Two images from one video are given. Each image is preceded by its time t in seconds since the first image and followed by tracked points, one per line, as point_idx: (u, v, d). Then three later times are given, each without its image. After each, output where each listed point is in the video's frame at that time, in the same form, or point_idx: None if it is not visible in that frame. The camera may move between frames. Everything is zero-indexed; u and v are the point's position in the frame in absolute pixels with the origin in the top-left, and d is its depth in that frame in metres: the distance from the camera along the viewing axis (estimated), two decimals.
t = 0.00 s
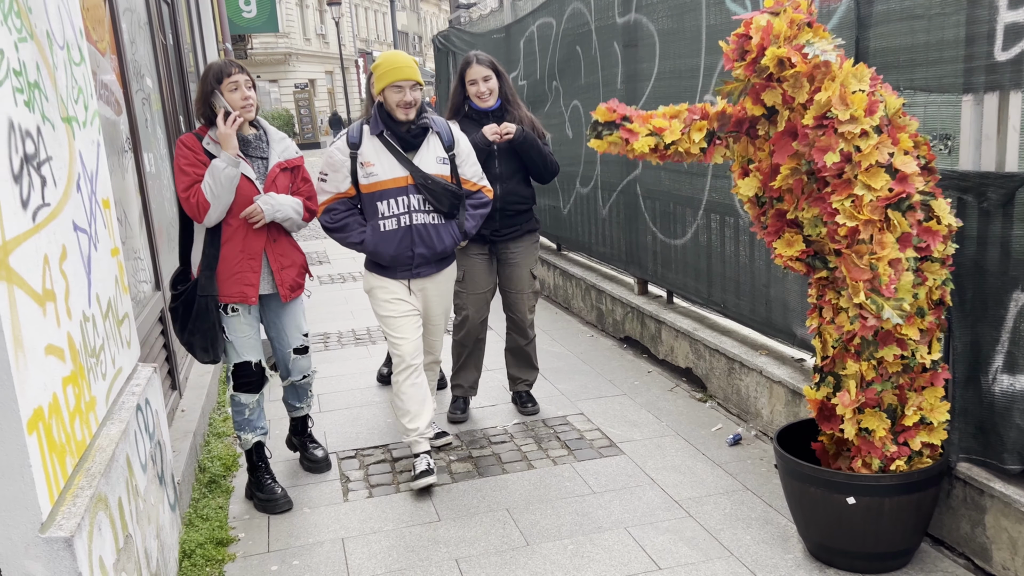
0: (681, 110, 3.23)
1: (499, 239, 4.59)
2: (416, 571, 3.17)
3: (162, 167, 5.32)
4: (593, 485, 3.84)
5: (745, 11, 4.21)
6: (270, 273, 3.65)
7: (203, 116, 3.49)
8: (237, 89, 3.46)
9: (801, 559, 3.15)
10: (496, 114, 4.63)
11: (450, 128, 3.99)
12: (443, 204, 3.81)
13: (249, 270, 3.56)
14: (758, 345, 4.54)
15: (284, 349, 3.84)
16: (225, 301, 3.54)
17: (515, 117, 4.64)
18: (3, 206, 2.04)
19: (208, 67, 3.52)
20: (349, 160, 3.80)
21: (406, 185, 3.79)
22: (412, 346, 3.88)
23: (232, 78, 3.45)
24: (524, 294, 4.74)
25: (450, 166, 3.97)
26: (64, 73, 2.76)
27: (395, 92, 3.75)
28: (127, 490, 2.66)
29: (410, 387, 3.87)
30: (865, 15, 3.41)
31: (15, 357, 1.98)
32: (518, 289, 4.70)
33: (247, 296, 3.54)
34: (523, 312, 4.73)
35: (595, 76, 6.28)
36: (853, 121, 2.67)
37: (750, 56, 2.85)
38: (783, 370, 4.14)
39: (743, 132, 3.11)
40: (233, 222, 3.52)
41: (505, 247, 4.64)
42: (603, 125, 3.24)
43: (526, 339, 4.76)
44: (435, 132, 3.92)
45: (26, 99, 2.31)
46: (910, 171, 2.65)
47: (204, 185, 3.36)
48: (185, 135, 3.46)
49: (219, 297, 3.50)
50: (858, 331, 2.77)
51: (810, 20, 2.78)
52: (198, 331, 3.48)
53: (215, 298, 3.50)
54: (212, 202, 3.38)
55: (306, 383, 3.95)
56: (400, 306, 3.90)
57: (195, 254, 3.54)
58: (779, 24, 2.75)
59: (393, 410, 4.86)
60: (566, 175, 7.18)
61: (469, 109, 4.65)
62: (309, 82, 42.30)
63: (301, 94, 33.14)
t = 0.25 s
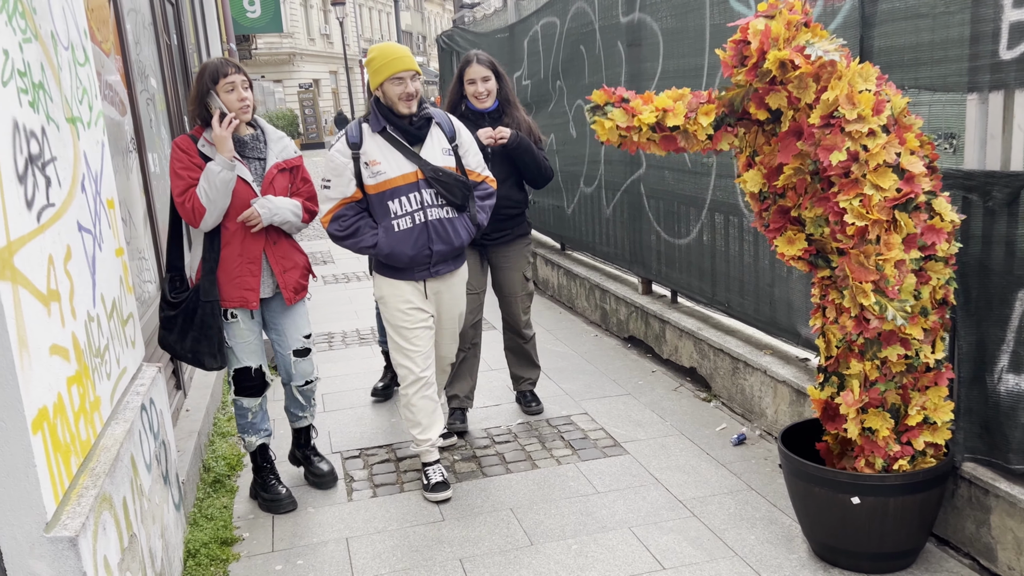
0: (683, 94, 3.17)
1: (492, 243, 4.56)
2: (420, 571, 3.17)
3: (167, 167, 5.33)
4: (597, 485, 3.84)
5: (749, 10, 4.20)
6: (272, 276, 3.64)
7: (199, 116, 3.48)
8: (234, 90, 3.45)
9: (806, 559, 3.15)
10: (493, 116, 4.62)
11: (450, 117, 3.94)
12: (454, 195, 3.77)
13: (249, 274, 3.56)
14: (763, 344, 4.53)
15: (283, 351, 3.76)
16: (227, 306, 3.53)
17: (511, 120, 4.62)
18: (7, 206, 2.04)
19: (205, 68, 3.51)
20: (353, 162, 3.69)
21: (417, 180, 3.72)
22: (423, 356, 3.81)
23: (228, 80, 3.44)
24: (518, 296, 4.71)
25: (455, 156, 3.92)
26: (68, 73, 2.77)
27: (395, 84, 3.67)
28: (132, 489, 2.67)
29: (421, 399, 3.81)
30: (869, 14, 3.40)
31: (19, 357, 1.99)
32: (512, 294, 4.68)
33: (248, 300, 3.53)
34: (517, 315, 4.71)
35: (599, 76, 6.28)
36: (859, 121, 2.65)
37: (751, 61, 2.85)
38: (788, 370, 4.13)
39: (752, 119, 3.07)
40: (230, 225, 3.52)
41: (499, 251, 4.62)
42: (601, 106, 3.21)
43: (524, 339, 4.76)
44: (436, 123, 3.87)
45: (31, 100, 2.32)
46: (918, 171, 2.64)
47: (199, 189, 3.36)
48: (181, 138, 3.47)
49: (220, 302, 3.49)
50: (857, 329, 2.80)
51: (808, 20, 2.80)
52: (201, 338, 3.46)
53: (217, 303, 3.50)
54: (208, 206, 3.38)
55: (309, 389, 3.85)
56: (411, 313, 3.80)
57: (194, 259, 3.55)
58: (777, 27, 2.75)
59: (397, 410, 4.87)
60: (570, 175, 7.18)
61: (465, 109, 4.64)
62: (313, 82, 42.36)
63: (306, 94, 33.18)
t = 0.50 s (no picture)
0: (682, 106, 3.17)
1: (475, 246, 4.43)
2: (423, 571, 3.17)
3: (170, 168, 5.34)
4: (600, 485, 3.84)
5: (752, 9, 4.20)
6: (282, 277, 3.58)
7: (205, 116, 3.46)
8: (240, 89, 3.44)
9: (809, 559, 3.14)
10: (473, 115, 4.57)
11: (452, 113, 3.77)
12: (462, 195, 3.60)
13: (261, 275, 3.51)
14: (766, 344, 4.52)
15: (286, 353, 3.67)
16: (239, 308, 3.48)
17: (492, 122, 4.57)
18: (10, 206, 2.04)
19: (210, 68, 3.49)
20: (354, 165, 3.53)
21: (422, 181, 3.56)
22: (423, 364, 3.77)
23: (233, 79, 3.43)
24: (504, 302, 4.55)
25: (459, 153, 3.75)
26: (71, 74, 2.77)
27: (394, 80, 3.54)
28: (136, 490, 2.67)
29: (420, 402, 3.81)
30: (873, 13, 3.39)
31: (22, 357, 1.99)
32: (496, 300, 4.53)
33: (260, 302, 3.48)
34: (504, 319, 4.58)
35: (602, 75, 6.28)
36: (866, 123, 2.64)
37: (754, 63, 2.81)
38: (791, 369, 4.12)
39: (754, 124, 3.04)
40: (240, 225, 3.48)
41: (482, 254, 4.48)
42: (602, 130, 3.17)
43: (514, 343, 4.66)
44: (438, 121, 3.71)
45: (34, 100, 2.32)
46: (925, 173, 2.63)
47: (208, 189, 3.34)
48: (188, 139, 3.44)
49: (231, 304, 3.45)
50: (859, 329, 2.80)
51: (811, 22, 2.76)
52: (215, 341, 3.40)
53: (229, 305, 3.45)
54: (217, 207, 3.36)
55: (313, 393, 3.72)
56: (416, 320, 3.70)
57: (204, 262, 3.51)
58: (782, 29, 2.71)
59: (400, 410, 4.87)
60: (573, 175, 7.17)
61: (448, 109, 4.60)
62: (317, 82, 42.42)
63: (309, 94, 33.22)
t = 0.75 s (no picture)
0: (683, 122, 3.24)
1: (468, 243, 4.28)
2: (426, 571, 3.17)
3: (173, 168, 5.34)
4: (603, 484, 3.83)
5: (755, 8, 4.19)
6: (301, 278, 3.54)
7: (218, 115, 3.41)
8: (252, 87, 3.38)
9: (813, 559, 3.13)
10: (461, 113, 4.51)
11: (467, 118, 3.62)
12: (474, 203, 3.46)
13: (280, 276, 3.46)
14: (770, 344, 4.51)
15: (302, 357, 3.63)
16: (259, 311, 3.44)
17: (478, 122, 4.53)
18: (14, 206, 2.05)
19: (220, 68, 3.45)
20: (363, 168, 3.36)
21: (434, 186, 3.40)
22: (430, 374, 3.68)
23: (246, 77, 3.38)
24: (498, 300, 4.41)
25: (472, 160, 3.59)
26: (74, 74, 2.77)
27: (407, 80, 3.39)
28: (139, 489, 2.67)
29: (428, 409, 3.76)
30: (877, 11, 3.39)
31: (26, 357, 1.99)
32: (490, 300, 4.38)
33: (280, 304, 3.45)
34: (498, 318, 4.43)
35: (605, 75, 6.27)
36: (872, 126, 2.64)
37: (757, 72, 2.81)
38: (794, 369, 4.11)
39: (755, 133, 3.07)
40: (257, 226, 3.41)
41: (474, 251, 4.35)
42: (603, 151, 3.26)
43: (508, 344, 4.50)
44: (452, 125, 3.55)
45: (37, 100, 2.33)
46: (932, 174, 2.63)
47: (225, 189, 3.28)
48: (202, 140, 3.40)
49: (251, 307, 3.41)
50: (866, 329, 2.81)
51: (812, 27, 2.77)
52: (234, 344, 3.39)
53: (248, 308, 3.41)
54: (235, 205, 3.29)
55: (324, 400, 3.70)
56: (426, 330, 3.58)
57: (221, 264, 3.45)
58: (783, 37, 2.71)
59: (403, 410, 4.86)
60: (576, 174, 7.16)
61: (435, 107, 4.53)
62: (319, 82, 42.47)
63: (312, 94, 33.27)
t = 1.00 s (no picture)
0: (687, 133, 3.23)
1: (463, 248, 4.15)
2: (429, 571, 3.17)
3: (176, 168, 5.35)
4: (606, 484, 3.83)
5: (757, 8, 4.19)
6: (311, 279, 3.53)
7: (228, 115, 3.41)
8: (260, 86, 3.37)
9: (816, 559, 3.13)
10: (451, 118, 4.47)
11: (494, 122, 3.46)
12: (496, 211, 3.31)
13: (291, 277, 3.45)
14: (772, 344, 4.51)
15: (309, 360, 3.66)
16: (269, 311, 3.41)
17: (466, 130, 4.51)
18: (17, 207, 2.05)
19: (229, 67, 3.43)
20: (382, 168, 3.28)
21: (454, 191, 3.27)
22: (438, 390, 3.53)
23: (255, 76, 3.35)
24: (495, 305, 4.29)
25: (497, 166, 3.43)
26: (77, 75, 2.78)
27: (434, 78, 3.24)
28: (142, 489, 2.68)
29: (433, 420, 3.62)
30: (879, 10, 3.38)
31: (29, 358, 2.00)
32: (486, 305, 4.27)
33: (290, 304, 3.42)
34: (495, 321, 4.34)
35: (607, 75, 6.27)
36: (875, 130, 2.63)
37: (757, 83, 2.81)
38: (797, 369, 4.10)
39: (759, 141, 3.08)
40: (269, 226, 3.40)
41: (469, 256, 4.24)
42: (609, 170, 3.23)
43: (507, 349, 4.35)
44: (478, 128, 3.39)
45: (40, 101, 2.33)
46: (937, 176, 2.61)
47: (237, 189, 3.27)
48: (213, 139, 3.39)
49: (261, 307, 3.38)
50: (878, 331, 2.81)
51: (808, 35, 2.77)
52: (242, 345, 3.34)
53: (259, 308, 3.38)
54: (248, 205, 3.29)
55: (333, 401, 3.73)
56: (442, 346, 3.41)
57: (232, 265, 3.44)
58: (781, 47, 2.71)
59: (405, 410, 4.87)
60: (579, 174, 7.16)
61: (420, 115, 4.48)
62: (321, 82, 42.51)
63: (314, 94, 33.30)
